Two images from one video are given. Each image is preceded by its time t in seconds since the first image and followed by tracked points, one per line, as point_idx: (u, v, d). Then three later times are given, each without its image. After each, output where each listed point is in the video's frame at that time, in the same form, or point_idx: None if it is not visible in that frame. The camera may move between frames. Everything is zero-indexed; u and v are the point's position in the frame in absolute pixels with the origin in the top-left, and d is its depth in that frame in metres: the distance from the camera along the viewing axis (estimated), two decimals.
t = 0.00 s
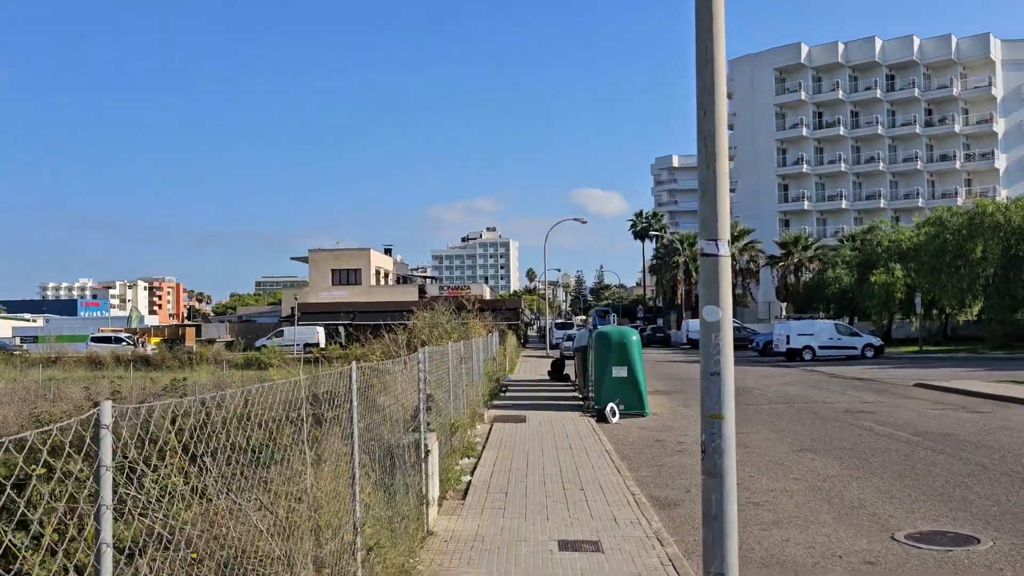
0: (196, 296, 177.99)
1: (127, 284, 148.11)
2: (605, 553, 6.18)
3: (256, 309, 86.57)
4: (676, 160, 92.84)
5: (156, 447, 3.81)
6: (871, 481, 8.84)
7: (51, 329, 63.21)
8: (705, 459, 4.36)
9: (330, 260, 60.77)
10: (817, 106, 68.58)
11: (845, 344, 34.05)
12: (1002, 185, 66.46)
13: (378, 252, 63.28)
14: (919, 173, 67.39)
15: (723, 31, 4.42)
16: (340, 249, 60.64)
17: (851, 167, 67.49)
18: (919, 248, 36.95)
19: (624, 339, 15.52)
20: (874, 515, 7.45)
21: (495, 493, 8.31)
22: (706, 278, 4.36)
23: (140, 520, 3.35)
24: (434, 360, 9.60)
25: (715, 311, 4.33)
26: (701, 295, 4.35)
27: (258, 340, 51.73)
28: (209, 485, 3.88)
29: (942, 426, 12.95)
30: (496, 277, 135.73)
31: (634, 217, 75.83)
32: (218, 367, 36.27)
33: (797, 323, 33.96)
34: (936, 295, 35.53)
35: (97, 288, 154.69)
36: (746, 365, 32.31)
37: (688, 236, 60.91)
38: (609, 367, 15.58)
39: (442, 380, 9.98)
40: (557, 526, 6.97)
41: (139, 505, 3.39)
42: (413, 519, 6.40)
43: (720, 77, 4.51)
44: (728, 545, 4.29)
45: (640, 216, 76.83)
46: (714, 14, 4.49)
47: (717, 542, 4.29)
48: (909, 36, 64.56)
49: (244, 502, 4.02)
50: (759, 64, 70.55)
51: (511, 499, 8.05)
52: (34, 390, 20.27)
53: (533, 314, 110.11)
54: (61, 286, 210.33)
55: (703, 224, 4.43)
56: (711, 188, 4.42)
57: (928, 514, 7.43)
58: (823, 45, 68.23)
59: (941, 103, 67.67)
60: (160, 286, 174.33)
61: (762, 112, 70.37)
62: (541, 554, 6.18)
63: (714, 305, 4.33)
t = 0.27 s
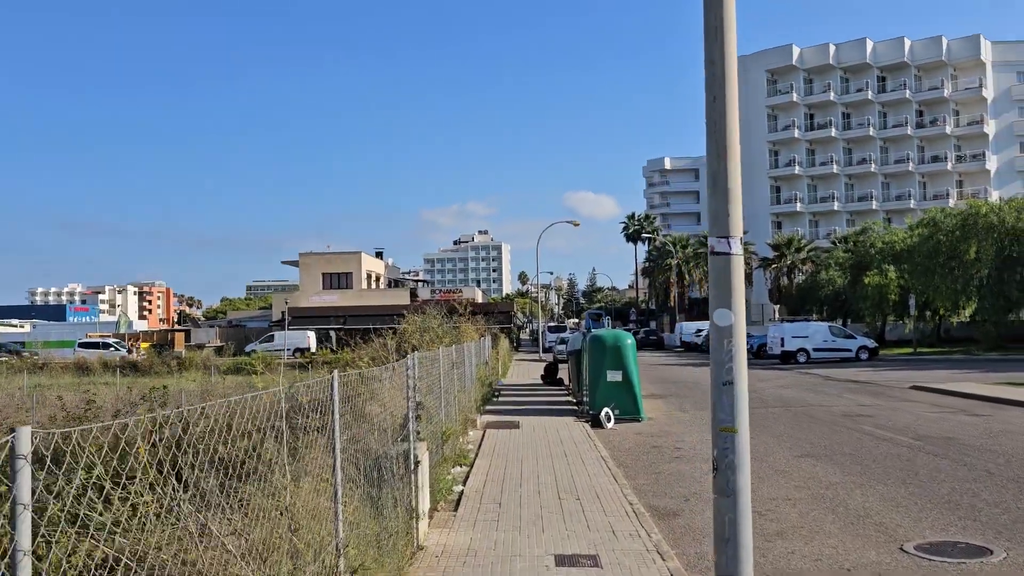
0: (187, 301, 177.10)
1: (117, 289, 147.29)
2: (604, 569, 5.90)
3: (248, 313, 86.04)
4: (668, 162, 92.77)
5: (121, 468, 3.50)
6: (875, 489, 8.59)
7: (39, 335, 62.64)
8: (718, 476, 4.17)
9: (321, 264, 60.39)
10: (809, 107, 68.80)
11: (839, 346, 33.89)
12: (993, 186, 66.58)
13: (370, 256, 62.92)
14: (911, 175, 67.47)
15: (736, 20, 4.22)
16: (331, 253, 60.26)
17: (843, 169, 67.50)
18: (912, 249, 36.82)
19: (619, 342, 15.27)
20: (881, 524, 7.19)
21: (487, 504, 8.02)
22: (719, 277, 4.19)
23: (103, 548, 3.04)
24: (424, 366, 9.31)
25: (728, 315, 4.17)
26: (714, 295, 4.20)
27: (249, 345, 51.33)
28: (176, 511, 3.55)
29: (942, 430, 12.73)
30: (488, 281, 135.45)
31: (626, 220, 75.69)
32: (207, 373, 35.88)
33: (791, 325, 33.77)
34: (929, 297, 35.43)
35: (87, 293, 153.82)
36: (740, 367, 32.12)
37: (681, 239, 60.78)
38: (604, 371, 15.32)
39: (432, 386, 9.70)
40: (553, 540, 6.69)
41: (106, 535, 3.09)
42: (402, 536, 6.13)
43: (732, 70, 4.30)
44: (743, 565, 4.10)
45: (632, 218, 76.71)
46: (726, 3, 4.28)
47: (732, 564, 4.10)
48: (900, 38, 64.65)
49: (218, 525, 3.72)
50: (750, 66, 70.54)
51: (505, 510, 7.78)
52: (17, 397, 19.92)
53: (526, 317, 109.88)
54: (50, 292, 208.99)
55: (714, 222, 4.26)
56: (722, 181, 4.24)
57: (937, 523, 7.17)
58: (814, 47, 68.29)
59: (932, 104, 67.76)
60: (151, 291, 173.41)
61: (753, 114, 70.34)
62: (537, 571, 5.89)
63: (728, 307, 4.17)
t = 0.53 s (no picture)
0: (184, 306, 176.75)
1: (114, 295, 146.93)
2: None
3: (244, 318, 85.75)
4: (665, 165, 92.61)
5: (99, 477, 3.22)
6: (886, 496, 8.30)
7: (34, 341, 62.26)
8: (738, 490, 4.05)
9: (317, 268, 60.09)
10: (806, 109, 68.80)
11: (839, 348, 33.67)
12: (991, 187, 66.41)
13: (366, 259, 62.63)
14: (908, 176, 67.34)
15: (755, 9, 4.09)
16: (327, 257, 59.99)
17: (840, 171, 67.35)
18: (911, 250, 36.58)
19: (618, 345, 15.00)
20: (894, 533, 6.91)
21: (485, 514, 7.74)
22: (735, 273, 4.10)
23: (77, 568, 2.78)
24: (420, 371, 9.04)
25: (749, 315, 4.04)
26: (732, 288, 4.09)
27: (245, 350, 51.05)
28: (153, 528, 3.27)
29: (950, 433, 12.46)
30: (485, 284, 135.17)
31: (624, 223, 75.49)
32: (202, 379, 35.54)
33: (790, 327, 33.53)
34: (929, 298, 35.24)
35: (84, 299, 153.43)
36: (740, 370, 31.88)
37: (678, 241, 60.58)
38: (603, 375, 15.05)
39: (428, 391, 9.43)
40: (553, 552, 6.41)
41: (80, 554, 2.82)
42: (396, 550, 5.89)
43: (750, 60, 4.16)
44: None
45: (629, 221, 76.50)
46: None
47: None
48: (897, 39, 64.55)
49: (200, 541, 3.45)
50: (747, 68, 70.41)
51: (503, 519, 7.50)
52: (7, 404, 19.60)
53: (523, 321, 109.61)
54: (47, 298, 208.55)
55: (732, 212, 4.14)
56: (741, 170, 4.12)
57: (952, 531, 6.89)
58: (811, 49, 68.24)
59: (928, 105, 67.64)
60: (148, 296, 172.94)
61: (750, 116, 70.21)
62: None
63: (748, 306, 4.05)
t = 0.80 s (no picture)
0: (185, 311, 176.57)
1: (116, 301, 146.73)
2: None
3: (245, 324, 85.51)
4: (666, 168, 92.34)
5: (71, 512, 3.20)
6: (902, 506, 8.01)
7: (34, 348, 61.97)
8: (768, 514, 3.89)
9: (318, 273, 59.80)
10: (808, 111, 68.79)
11: (844, 350, 33.36)
12: (994, 188, 66.09)
13: (367, 264, 62.33)
14: (911, 177, 67.01)
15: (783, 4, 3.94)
16: (328, 262, 59.72)
17: (842, 172, 67.01)
18: (916, 252, 36.22)
19: (622, 350, 14.70)
20: (914, 545, 6.61)
21: (486, 527, 7.45)
22: (760, 277, 3.94)
23: None
24: (419, 378, 8.80)
25: (778, 323, 3.88)
26: (758, 294, 3.93)
27: (245, 356, 50.78)
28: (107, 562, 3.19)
29: (963, 438, 12.15)
30: (487, 288, 134.79)
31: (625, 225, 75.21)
32: (202, 385, 35.23)
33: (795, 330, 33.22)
34: (935, 299, 34.94)
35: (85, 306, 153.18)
36: (744, 373, 31.57)
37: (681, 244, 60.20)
38: (608, 380, 14.75)
39: (427, 399, 9.18)
40: (557, 569, 6.10)
41: None
42: (393, 570, 5.66)
43: (777, 57, 4.00)
44: None
45: (631, 224, 76.18)
46: None
47: None
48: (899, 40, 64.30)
49: None
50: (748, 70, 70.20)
51: (505, 533, 7.22)
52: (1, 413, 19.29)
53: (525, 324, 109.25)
54: (49, 304, 208.43)
55: (758, 211, 4.00)
56: (769, 169, 3.96)
57: (975, 544, 6.59)
58: (813, 50, 68.08)
59: (931, 106, 67.33)
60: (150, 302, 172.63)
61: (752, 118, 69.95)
62: None
63: (777, 312, 3.88)
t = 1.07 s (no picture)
0: (184, 318, 176.20)
1: (114, 307, 146.38)
2: None
3: (244, 330, 85.20)
4: (666, 172, 92.17)
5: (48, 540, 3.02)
6: (916, 516, 7.76)
7: (31, 356, 61.58)
8: (807, 538, 3.64)
9: (317, 279, 59.53)
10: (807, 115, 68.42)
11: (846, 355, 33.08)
12: (994, 192, 65.98)
13: (366, 270, 62.02)
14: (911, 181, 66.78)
15: None
16: (327, 268, 59.48)
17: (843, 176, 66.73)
18: (919, 255, 35.98)
19: (625, 354, 14.41)
20: (933, 559, 6.34)
21: (487, 539, 7.18)
22: (797, 275, 3.70)
23: None
24: (419, 385, 8.54)
25: (821, 323, 3.63)
26: (799, 292, 3.69)
27: (244, 363, 50.52)
28: None
29: (974, 444, 11.88)
30: (486, 294, 134.56)
31: (625, 230, 74.96)
32: (199, 393, 34.89)
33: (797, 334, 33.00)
34: (938, 303, 34.75)
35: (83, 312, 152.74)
36: (746, 378, 31.29)
37: (682, 248, 59.92)
38: (610, 386, 14.49)
39: (427, 406, 8.93)
40: None
41: None
42: None
43: (818, 38, 3.74)
44: None
45: (631, 229, 75.92)
46: None
47: None
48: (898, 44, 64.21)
49: None
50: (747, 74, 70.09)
51: (508, 546, 6.96)
52: None
53: (525, 330, 108.92)
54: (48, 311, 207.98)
55: (797, 198, 3.74)
56: (813, 156, 3.71)
57: (997, 557, 6.31)
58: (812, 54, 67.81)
59: (930, 109, 67.18)
60: (149, 308, 172.27)
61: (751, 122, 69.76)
62: None
63: (819, 313, 3.65)
